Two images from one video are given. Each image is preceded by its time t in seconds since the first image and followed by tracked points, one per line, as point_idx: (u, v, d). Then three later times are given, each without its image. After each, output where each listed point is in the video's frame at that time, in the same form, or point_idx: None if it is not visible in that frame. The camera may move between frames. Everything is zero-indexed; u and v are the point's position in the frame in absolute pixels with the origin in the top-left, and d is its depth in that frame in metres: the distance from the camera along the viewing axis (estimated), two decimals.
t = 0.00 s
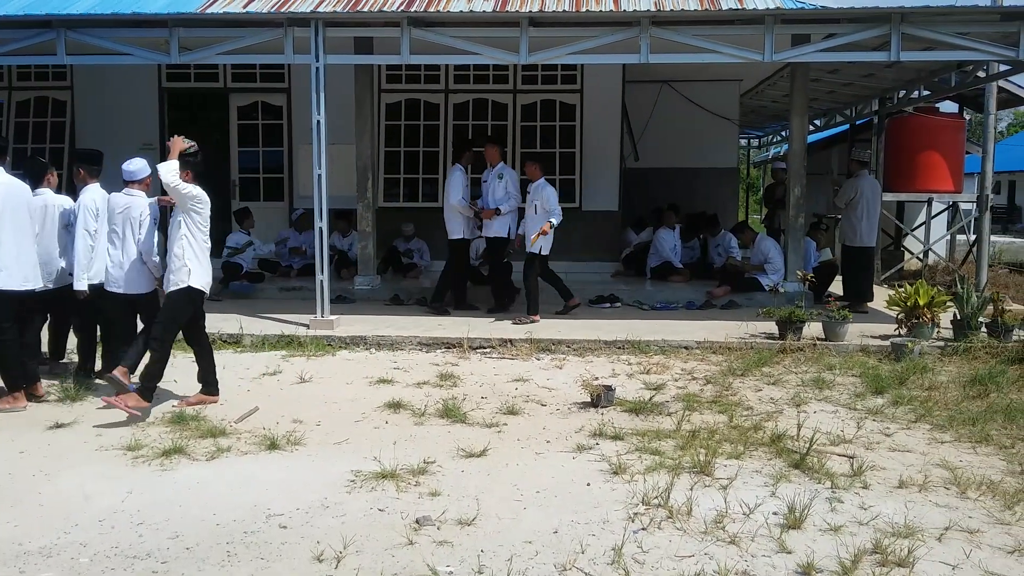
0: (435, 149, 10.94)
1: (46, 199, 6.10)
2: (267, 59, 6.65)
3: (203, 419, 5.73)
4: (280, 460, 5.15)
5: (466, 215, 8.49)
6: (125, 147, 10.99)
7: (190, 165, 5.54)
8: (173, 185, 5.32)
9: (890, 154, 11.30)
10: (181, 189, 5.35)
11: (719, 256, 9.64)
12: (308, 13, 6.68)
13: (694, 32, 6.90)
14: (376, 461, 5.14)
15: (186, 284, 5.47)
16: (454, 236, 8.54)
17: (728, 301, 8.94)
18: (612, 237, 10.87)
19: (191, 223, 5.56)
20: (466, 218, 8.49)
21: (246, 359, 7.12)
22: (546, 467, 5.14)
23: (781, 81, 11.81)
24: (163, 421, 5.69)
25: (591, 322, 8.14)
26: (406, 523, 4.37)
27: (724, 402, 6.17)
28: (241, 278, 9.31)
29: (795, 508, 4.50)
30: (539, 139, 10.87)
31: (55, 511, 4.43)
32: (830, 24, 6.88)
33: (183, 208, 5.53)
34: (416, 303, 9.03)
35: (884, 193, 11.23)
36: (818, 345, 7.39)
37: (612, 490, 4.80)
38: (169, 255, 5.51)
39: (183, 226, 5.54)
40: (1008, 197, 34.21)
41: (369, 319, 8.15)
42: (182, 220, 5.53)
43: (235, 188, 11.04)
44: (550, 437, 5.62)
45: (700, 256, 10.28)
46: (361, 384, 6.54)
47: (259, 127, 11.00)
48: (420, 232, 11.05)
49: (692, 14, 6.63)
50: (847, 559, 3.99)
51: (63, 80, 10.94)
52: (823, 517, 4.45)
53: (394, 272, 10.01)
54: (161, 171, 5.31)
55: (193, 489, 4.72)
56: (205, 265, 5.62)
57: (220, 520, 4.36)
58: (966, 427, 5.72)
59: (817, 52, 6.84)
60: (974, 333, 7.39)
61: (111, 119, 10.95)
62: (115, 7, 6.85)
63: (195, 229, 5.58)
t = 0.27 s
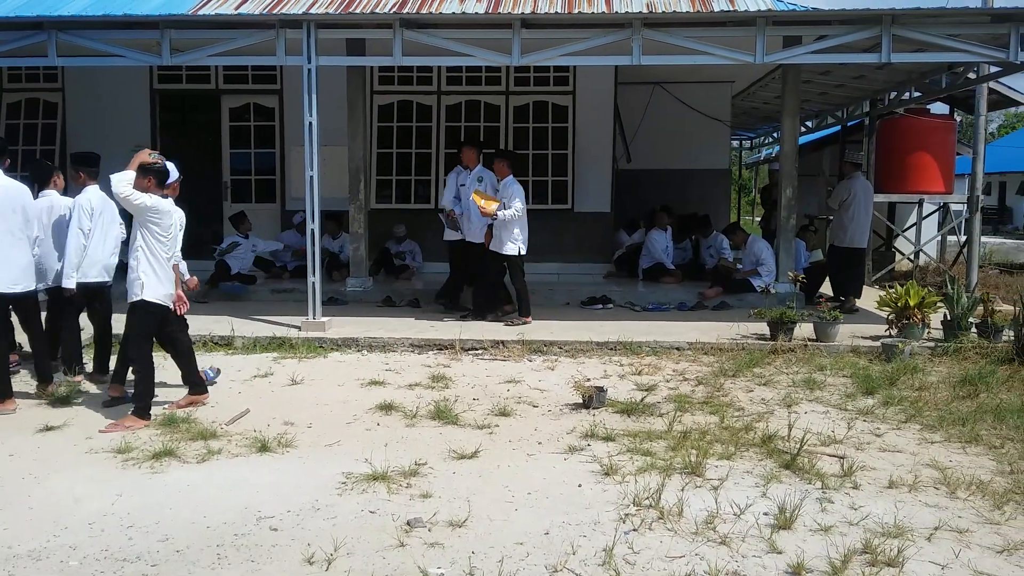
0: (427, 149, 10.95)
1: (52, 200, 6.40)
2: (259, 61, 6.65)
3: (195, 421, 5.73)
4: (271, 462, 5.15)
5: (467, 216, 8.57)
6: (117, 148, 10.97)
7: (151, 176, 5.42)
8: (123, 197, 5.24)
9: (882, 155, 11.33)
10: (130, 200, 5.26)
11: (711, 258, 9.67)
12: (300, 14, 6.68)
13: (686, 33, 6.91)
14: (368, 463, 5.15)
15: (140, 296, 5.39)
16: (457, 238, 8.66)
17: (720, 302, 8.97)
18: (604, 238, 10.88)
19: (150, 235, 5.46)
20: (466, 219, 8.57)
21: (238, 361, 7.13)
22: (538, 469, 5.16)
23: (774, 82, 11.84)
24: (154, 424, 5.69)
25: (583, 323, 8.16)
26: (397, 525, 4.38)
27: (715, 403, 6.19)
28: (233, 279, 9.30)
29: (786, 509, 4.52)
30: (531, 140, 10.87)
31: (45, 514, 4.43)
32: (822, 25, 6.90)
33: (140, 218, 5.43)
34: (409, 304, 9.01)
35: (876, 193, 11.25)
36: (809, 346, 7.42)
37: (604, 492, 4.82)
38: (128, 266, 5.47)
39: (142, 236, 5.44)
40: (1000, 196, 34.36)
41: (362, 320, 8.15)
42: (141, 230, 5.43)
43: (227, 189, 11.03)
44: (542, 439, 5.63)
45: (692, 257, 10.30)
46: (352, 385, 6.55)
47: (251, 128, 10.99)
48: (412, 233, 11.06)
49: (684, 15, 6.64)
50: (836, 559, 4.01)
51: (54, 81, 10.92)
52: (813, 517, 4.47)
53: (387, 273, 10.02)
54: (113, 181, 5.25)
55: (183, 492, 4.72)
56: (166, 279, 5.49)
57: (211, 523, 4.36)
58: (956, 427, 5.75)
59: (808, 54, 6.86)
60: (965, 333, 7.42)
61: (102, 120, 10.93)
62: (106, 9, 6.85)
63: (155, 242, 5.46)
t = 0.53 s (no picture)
0: (425, 153, 10.94)
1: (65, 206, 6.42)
2: (257, 63, 6.64)
3: (193, 425, 5.70)
4: (269, 465, 5.13)
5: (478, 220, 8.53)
6: (114, 150, 10.94)
7: (116, 178, 5.34)
8: (80, 201, 5.16)
9: (879, 158, 11.35)
10: (87, 204, 5.17)
11: (710, 261, 9.72)
12: (297, 17, 6.67)
13: (683, 36, 6.93)
14: (367, 466, 5.13)
15: (106, 302, 5.31)
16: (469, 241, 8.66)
17: (718, 305, 8.98)
18: (603, 241, 10.88)
19: (114, 239, 5.36)
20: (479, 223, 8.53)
21: (236, 364, 7.11)
22: (537, 472, 5.14)
23: (771, 86, 11.86)
24: (153, 427, 5.66)
25: (582, 326, 8.14)
26: (396, 528, 4.36)
27: (714, 407, 6.18)
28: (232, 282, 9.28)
29: (785, 512, 4.50)
30: (529, 143, 10.87)
31: (43, 517, 4.40)
32: (819, 29, 6.92)
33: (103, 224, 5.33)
34: (407, 307, 8.98)
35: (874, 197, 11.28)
36: (807, 349, 7.42)
37: (604, 495, 4.80)
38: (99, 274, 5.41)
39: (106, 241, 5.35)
40: (996, 200, 34.48)
41: (360, 324, 8.13)
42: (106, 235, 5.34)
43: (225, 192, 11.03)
44: (541, 442, 5.61)
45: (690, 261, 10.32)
46: (351, 389, 6.53)
47: (249, 130, 10.98)
48: (410, 236, 11.04)
49: (681, 19, 6.65)
50: (836, 563, 4.00)
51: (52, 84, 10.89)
52: (813, 521, 4.46)
53: (385, 277, 10.01)
54: (72, 184, 5.19)
55: (183, 495, 4.69)
56: (134, 284, 5.40)
57: (210, 526, 4.34)
58: (955, 431, 5.74)
59: (806, 57, 6.86)
60: (963, 336, 7.42)
61: (100, 123, 10.90)
62: (104, 11, 6.84)
63: (121, 247, 5.36)
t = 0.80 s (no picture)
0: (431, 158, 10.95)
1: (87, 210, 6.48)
2: (264, 68, 6.68)
3: (201, 428, 5.71)
4: (277, 469, 5.13)
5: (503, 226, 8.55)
6: (121, 155, 10.98)
7: (94, 186, 5.22)
8: (56, 209, 4.99)
9: (886, 163, 11.32)
10: (65, 212, 5.00)
11: (715, 264, 9.83)
12: (305, 22, 6.71)
13: (689, 41, 6.94)
14: (374, 470, 5.12)
15: (87, 310, 5.18)
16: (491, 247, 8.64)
17: (725, 309, 8.97)
18: (608, 246, 10.88)
19: (92, 248, 5.21)
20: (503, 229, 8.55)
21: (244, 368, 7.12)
22: (544, 476, 5.13)
23: (777, 90, 11.86)
24: (160, 431, 5.67)
25: (588, 331, 8.14)
26: (404, 532, 4.35)
27: (722, 411, 6.17)
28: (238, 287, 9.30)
29: (793, 517, 4.49)
30: (535, 147, 10.88)
31: (52, 521, 4.40)
32: (825, 33, 6.92)
33: (81, 232, 5.17)
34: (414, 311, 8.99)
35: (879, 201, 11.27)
36: (814, 354, 7.41)
37: (611, 499, 4.78)
38: (78, 280, 5.29)
39: (85, 249, 5.20)
40: (1002, 205, 34.40)
41: (366, 328, 8.14)
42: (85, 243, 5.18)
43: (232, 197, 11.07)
44: (548, 446, 5.61)
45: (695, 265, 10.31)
46: (358, 393, 6.53)
47: (256, 135, 11.02)
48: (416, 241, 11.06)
49: (688, 23, 6.66)
50: (845, 568, 3.99)
51: (60, 89, 10.94)
52: (821, 526, 4.44)
53: (391, 281, 10.03)
54: (50, 191, 5.00)
55: (191, 498, 4.69)
56: (112, 292, 5.26)
57: (217, 530, 4.33)
58: (963, 435, 5.72)
59: (812, 61, 6.87)
60: (970, 341, 7.40)
61: (107, 128, 10.94)
62: (113, 16, 6.89)
63: (99, 255, 5.21)
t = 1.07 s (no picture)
0: (432, 159, 10.96)
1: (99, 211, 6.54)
2: (266, 69, 6.68)
3: (201, 429, 5.70)
4: (277, 470, 5.13)
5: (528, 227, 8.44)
6: (123, 156, 10.99)
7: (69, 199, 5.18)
8: (32, 210, 4.89)
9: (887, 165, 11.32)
10: (40, 214, 4.91)
11: (716, 268, 9.79)
12: (307, 23, 6.71)
13: (691, 43, 6.94)
14: (374, 472, 5.12)
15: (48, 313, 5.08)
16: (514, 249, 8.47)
17: (725, 312, 8.98)
18: (609, 248, 10.88)
19: (60, 250, 5.10)
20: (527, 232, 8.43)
21: (244, 369, 7.12)
22: (545, 478, 5.13)
23: (778, 93, 11.87)
24: (161, 431, 5.66)
25: (588, 333, 8.14)
26: (404, 534, 4.34)
27: (722, 414, 6.16)
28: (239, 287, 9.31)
29: (794, 520, 4.49)
30: (536, 149, 10.89)
31: (52, 522, 4.39)
32: (827, 36, 6.93)
33: (49, 233, 5.05)
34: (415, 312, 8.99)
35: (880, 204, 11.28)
36: (815, 356, 7.41)
37: (612, 502, 4.78)
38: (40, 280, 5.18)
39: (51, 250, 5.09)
40: (1003, 209, 34.40)
41: (366, 330, 8.14)
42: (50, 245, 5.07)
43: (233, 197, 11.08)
44: (549, 448, 5.60)
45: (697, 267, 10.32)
46: (359, 394, 6.53)
47: (257, 136, 11.02)
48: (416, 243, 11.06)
49: (689, 26, 6.67)
50: (845, 571, 3.98)
51: (61, 89, 10.95)
52: (822, 529, 4.44)
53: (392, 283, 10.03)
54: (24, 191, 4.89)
55: (191, 499, 4.69)
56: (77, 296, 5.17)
57: (218, 531, 4.33)
58: (963, 439, 5.72)
59: (814, 64, 6.87)
60: (971, 344, 7.40)
61: (109, 128, 10.95)
62: (115, 16, 6.90)
63: (65, 259, 5.12)
